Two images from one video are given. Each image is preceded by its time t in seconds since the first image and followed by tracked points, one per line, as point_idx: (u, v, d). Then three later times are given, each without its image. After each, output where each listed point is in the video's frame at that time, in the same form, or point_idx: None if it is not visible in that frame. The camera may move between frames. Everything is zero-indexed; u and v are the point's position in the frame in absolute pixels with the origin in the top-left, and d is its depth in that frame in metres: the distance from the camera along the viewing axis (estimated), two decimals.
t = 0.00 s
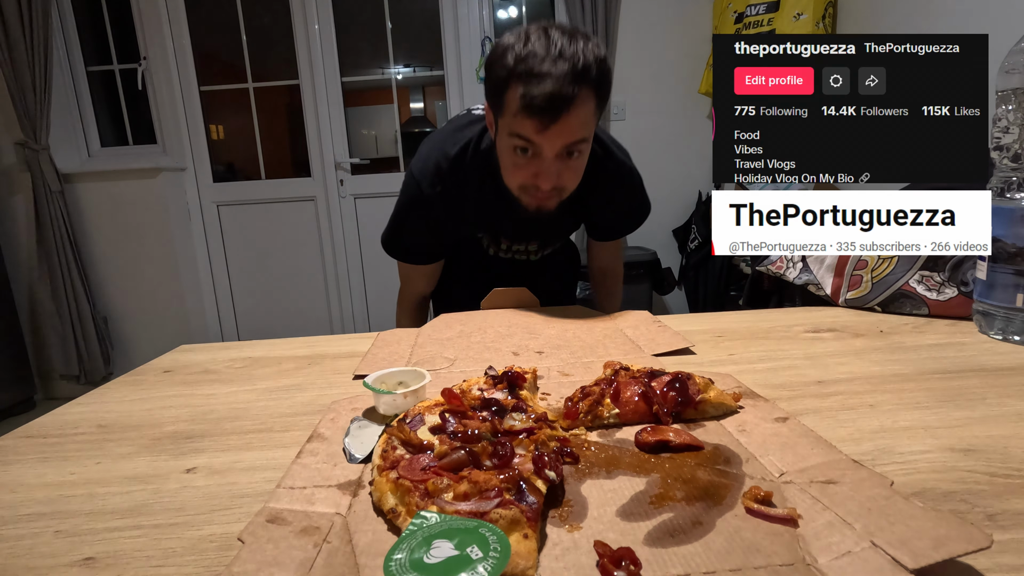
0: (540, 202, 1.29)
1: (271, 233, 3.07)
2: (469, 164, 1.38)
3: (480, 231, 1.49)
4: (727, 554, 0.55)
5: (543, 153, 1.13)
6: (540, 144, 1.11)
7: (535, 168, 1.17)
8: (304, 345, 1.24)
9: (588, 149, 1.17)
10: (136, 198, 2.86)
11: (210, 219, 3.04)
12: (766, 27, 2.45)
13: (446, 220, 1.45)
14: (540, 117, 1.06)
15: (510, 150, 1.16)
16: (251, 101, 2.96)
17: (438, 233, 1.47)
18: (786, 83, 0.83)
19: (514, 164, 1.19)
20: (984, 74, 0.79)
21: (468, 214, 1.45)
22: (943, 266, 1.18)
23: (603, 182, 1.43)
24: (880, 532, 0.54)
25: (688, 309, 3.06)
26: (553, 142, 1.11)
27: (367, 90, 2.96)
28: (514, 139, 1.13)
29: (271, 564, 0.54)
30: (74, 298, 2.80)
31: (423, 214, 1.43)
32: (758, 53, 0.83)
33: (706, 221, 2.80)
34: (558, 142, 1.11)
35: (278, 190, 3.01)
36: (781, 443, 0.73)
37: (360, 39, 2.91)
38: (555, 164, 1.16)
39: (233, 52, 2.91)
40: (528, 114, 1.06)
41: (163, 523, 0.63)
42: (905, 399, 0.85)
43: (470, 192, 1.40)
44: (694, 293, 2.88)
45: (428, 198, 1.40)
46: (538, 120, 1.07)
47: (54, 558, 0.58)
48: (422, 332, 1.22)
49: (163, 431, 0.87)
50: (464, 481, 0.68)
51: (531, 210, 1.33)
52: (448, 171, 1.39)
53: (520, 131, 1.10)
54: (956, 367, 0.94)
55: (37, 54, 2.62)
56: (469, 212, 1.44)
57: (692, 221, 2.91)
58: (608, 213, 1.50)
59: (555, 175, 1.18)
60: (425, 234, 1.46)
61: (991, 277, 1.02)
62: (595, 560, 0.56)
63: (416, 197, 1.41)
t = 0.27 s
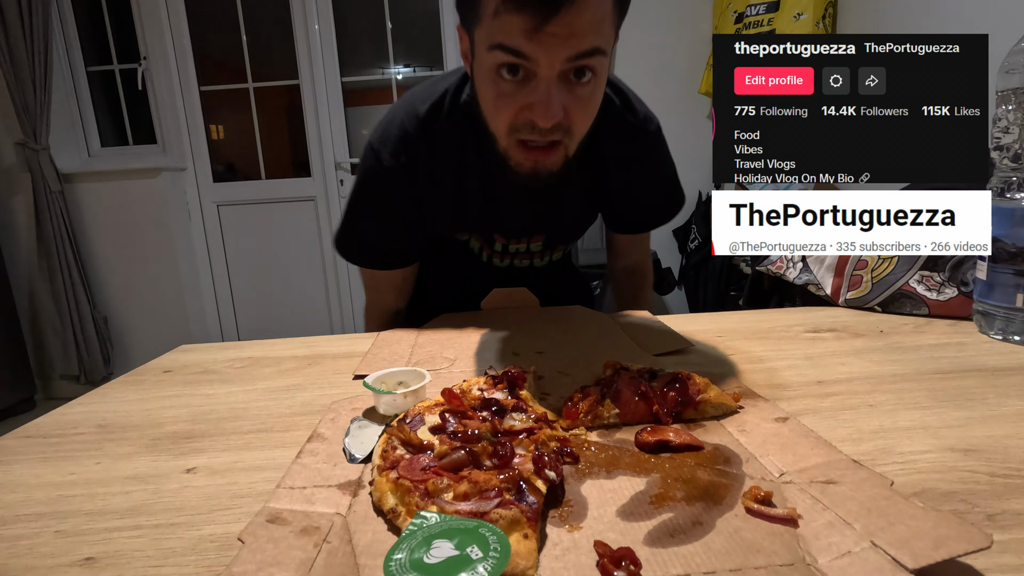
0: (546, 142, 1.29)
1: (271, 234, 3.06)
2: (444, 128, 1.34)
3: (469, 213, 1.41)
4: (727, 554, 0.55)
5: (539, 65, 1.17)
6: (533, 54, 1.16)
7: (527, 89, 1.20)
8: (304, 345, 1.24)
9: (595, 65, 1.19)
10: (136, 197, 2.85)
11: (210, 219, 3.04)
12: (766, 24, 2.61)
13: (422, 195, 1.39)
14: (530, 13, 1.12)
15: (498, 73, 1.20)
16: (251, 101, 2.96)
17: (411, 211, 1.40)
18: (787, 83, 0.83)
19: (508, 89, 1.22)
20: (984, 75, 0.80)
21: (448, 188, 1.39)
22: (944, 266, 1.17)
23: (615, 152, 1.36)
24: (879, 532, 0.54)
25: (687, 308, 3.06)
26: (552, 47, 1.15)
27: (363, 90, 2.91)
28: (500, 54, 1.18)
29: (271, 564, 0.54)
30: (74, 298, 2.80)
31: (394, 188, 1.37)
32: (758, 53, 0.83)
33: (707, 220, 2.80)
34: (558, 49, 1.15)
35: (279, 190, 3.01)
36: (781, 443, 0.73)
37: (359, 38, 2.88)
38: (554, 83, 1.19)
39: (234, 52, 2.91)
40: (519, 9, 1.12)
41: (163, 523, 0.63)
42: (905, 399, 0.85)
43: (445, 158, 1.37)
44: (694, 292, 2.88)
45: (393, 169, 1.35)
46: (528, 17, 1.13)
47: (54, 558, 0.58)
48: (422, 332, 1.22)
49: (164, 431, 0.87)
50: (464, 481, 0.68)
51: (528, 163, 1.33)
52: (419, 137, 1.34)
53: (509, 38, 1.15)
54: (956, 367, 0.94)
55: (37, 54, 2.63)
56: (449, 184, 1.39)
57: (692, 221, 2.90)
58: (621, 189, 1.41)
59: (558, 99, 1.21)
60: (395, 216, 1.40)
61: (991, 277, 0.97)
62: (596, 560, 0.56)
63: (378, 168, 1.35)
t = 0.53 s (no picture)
0: (558, 110, 1.01)
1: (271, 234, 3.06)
2: (433, 105, 1.18)
3: (460, 203, 1.26)
4: (726, 554, 0.56)
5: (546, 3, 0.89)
6: None
7: (532, 35, 0.92)
8: (303, 345, 1.24)
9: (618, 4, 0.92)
10: (136, 197, 2.85)
11: (210, 219, 3.03)
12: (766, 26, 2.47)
13: (407, 183, 1.24)
14: None
15: (495, 19, 0.93)
16: (251, 101, 2.96)
17: (394, 202, 1.26)
18: (786, 83, 0.83)
19: (507, 39, 0.94)
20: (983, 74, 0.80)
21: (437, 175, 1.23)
22: (943, 266, 1.18)
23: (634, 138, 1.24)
24: (879, 532, 0.54)
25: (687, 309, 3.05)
26: None
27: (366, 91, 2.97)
28: None
29: (271, 564, 0.54)
30: (74, 298, 2.80)
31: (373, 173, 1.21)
32: (758, 53, 0.83)
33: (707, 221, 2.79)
34: None
35: (278, 189, 3.01)
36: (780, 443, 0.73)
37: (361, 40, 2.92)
38: (567, 28, 0.91)
39: (233, 52, 2.91)
40: None
41: (162, 523, 0.63)
42: (904, 399, 0.85)
43: (432, 141, 1.19)
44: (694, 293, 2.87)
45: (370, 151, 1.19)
46: None
47: (53, 558, 0.58)
48: (422, 332, 1.22)
49: (163, 431, 0.87)
50: (463, 481, 0.68)
51: (536, 135, 1.07)
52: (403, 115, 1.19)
53: None
54: (956, 367, 0.94)
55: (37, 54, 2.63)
56: (439, 171, 1.22)
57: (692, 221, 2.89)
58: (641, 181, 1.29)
59: (573, 50, 0.93)
60: (375, 208, 1.24)
61: (991, 277, 1.02)
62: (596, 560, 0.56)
63: (353, 149, 1.18)
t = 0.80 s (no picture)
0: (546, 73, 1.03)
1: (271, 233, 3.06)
2: (430, 107, 1.23)
3: (462, 211, 1.26)
4: (726, 554, 0.56)
5: None
6: None
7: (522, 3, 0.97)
8: (303, 345, 1.24)
9: None
10: (135, 197, 2.85)
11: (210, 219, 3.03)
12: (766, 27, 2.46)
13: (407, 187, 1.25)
14: None
15: None
16: (251, 101, 2.96)
17: (393, 203, 1.26)
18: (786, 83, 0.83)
19: (497, 4, 0.98)
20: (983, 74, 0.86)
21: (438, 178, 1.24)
22: (944, 265, 1.17)
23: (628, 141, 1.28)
24: (879, 532, 0.54)
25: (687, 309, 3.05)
26: None
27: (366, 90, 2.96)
28: None
29: (271, 564, 0.54)
30: (74, 298, 2.80)
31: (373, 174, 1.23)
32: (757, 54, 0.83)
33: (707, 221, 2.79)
34: None
35: (278, 189, 3.01)
36: (780, 443, 0.73)
37: (360, 40, 2.92)
38: None
39: (233, 52, 2.91)
40: None
41: (163, 523, 0.63)
42: (904, 399, 0.85)
43: (433, 147, 1.23)
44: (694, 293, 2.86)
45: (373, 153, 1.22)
46: None
47: (53, 558, 0.58)
48: (422, 332, 1.22)
49: (163, 431, 0.87)
50: (464, 482, 0.68)
51: (525, 102, 1.06)
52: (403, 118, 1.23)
53: None
54: (956, 367, 0.94)
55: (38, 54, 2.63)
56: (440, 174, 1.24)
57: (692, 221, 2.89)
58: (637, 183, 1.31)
59: (557, 16, 0.96)
60: (375, 210, 1.25)
61: (991, 277, 1.02)
62: (596, 560, 0.56)
63: (354, 156, 1.21)
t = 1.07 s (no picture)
0: (509, 102, 1.20)
1: (271, 233, 3.06)
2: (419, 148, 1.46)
3: (446, 233, 1.42)
4: (727, 554, 0.55)
5: (494, 27, 1.11)
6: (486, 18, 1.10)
7: (485, 55, 1.13)
8: (303, 345, 1.24)
9: (547, 34, 1.14)
10: (136, 197, 2.85)
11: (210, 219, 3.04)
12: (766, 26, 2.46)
13: (398, 217, 1.44)
14: None
15: (456, 43, 1.14)
16: (251, 101, 2.96)
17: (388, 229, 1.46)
18: (786, 83, 0.83)
19: (468, 55, 1.14)
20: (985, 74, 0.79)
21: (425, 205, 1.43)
22: (944, 266, 1.18)
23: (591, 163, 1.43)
24: (880, 532, 0.54)
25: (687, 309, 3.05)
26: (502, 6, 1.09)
27: (366, 90, 2.96)
28: (459, 26, 1.13)
29: (271, 564, 0.54)
30: (74, 299, 2.80)
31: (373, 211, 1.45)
32: (758, 53, 0.83)
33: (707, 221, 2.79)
34: (508, 8, 1.09)
35: (278, 189, 3.01)
36: (781, 443, 0.73)
37: (360, 39, 2.91)
38: (509, 42, 1.12)
39: (233, 52, 2.91)
40: None
41: (163, 523, 0.63)
42: (904, 399, 0.85)
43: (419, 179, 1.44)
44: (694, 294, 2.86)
45: (371, 195, 1.46)
46: None
47: (54, 558, 0.58)
48: (422, 332, 1.22)
49: (164, 431, 0.87)
50: (463, 482, 0.68)
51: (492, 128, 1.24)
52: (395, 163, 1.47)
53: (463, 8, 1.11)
54: (956, 367, 0.94)
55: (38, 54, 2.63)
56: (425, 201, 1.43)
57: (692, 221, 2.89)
58: (606, 198, 1.45)
59: (512, 58, 1.13)
60: (375, 240, 1.46)
61: (990, 277, 1.02)
62: (595, 560, 0.56)
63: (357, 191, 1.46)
